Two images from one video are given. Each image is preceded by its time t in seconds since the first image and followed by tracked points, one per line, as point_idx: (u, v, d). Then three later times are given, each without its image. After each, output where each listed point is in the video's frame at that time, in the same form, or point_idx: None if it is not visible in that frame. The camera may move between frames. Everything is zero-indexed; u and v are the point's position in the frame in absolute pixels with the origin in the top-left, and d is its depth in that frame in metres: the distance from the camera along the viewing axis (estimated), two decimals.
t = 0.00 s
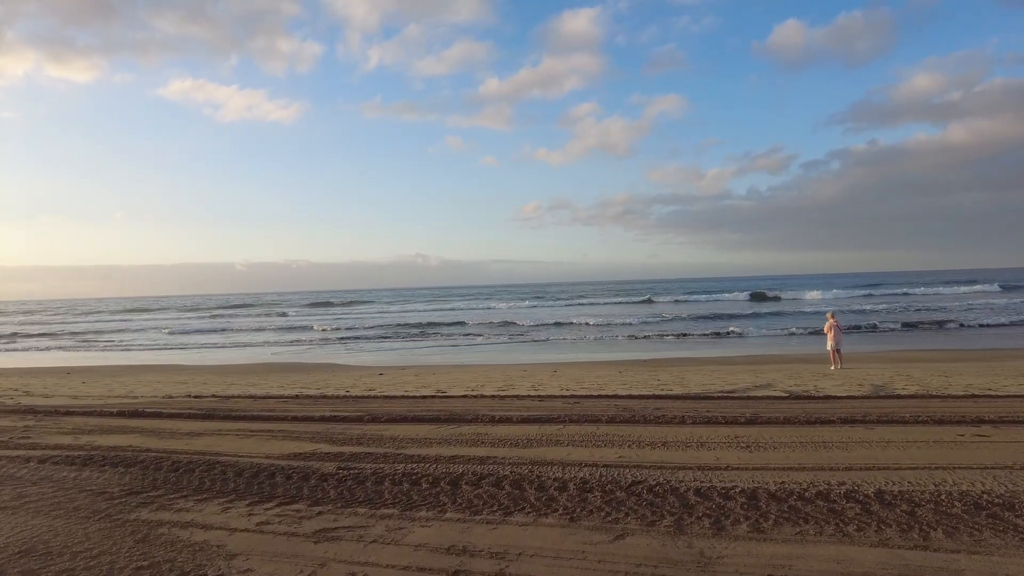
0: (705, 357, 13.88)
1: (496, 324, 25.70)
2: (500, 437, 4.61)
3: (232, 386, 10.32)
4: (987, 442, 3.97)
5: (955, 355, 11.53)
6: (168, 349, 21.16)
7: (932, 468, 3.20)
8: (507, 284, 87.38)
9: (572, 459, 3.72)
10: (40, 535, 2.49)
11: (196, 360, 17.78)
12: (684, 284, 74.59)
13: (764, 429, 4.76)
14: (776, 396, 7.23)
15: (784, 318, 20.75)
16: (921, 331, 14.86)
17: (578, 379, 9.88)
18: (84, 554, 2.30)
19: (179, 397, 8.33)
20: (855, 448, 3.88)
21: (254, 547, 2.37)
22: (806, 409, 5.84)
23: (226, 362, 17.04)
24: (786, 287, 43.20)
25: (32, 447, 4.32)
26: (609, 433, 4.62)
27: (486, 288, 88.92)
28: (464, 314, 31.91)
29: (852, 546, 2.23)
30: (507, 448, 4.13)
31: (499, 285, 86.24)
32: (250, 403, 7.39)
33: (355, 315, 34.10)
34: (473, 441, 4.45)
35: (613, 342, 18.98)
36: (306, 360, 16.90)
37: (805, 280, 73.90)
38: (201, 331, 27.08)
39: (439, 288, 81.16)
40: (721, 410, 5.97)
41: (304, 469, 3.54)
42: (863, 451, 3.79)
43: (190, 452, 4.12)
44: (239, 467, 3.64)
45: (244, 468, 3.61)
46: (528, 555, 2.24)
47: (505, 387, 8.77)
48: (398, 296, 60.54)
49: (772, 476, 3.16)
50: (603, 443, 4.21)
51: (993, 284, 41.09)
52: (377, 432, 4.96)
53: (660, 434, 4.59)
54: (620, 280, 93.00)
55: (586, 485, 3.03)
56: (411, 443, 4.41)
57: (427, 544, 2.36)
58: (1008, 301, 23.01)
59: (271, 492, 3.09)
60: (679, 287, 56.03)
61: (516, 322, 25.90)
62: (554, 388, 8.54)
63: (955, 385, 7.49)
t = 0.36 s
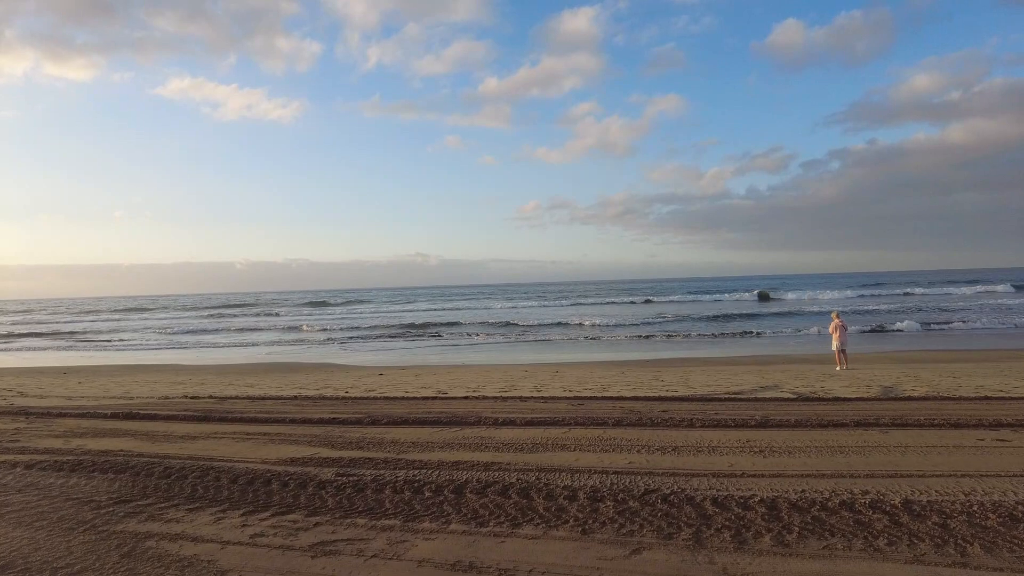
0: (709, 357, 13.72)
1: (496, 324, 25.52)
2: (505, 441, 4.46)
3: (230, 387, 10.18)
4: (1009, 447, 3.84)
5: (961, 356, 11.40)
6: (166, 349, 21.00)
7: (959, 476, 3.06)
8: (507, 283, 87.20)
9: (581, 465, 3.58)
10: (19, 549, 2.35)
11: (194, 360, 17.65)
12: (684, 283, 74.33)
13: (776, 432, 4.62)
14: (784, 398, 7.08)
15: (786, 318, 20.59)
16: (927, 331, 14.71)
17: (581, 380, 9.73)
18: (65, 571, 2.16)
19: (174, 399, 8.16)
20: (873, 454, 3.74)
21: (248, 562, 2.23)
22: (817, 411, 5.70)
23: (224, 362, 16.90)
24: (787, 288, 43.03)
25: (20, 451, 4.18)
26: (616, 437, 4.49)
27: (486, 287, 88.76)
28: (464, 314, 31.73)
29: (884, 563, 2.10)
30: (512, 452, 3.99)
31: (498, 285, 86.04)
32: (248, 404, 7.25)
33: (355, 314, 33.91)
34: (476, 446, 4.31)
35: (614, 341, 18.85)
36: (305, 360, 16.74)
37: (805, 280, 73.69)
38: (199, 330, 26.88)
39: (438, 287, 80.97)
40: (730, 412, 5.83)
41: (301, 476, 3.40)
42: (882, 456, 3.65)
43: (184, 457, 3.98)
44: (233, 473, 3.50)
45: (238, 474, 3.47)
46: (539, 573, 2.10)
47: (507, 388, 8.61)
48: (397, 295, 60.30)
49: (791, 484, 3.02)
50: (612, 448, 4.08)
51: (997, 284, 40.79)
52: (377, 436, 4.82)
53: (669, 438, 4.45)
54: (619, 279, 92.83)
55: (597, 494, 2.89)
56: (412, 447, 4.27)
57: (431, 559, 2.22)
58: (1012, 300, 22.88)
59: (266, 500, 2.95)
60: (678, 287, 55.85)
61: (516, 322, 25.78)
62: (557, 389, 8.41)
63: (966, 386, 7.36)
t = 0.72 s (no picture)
0: (709, 358, 13.59)
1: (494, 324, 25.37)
2: (506, 447, 4.31)
3: (225, 389, 10.02)
4: None
5: (964, 355, 11.28)
6: (161, 350, 20.84)
7: (983, 485, 2.92)
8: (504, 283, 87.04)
9: (585, 475, 3.43)
10: None
11: (189, 361, 17.48)
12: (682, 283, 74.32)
13: (785, 438, 4.48)
14: (788, 400, 6.94)
15: (786, 318, 20.48)
16: (927, 331, 14.59)
17: (580, 381, 9.59)
18: None
19: (166, 402, 7.99)
20: (888, 460, 3.60)
21: None
22: (825, 415, 5.55)
23: (219, 363, 16.73)
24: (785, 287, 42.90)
25: None
26: (621, 443, 4.34)
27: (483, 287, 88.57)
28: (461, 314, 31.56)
29: None
30: (514, 461, 3.84)
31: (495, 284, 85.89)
32: (242, 408, 7.10)
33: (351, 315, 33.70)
34: (476, 452, 4.16)
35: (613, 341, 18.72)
36: (301, 361, 16.54)
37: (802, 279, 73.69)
38: (194, 331, 26.65)
39: (435, 287, 80.75)
40: (735, 416, 5.69)
41: (293, 487, 3.24)
42: (899, 463, 3.51)
43: (172, 465, 3.81)
44: (222, 484, 3.33)
45: (227, 484, 3.31)
46: None
47: (506, 390, 8.45)
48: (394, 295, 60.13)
49: (808, 495, 2.87)
50: (617, 456, 3.93)
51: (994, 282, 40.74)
52: (374, 442, 4.66)
53: (675, 444, 4.31)
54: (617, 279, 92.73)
55: (605, 507, 2.74)
56: (410, 454, 4.11)
57: None
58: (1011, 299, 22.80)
59: (256, 515, 2.79)
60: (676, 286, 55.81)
61: (514, 322, 25.66)
62: (557, 391, 8.27)
63: (973, 387, 7.22)
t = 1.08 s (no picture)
0: (710, 359, 13.47)
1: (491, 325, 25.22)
2: (509, 453, 4.17)
3: (219, 391, 9.85)
4: None
5: (967, 357, 11.18)
6: (156, 350, 20.64)
7: (1012, 495, 2.79)
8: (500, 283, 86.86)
9: (594, 485, 3.29)
10: None
11: (184, 362, 17.30)
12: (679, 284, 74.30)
13: (796, 443, 4.35)
14: (794, 403, 6.82)
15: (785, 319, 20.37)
16: (928, 332, 14.51)
17: (581, 383, 9.46)
18: None
19: (159, 404, 7.83)
20: (908, 467, 3.47)
21: None
22: (834, 419, 5.42)
23: (214, 364, 16.54)
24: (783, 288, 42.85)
25: None
26: (627, 448, 4.21)
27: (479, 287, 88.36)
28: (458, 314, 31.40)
29: None
30: (518, 467, 3.70)
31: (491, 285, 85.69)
32: (237, 410, 6.93)
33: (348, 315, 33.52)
34: (479, 458, 4.02)
35: (612, 342, 18.58)
36: (297, 362, 16.37)
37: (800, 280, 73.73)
38: (189, 332, 26.46)
39: (431, 288, 80.49)
40: (742, 419, 5.56)
41: (288, 497, 3.10)
42: (919, 471, 3.38)
43: (162, 472, 3.66)
44: (214, 493, 3.19)
45: (219, 494, 3.16)
46: None
47: (506, 392, 8.32)
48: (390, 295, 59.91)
49: (830, 506, 2.74)
50: (625, 463, 3.79)
51: (992, 284, 40.75)
52: (371, 447, 4.50)
53: (683, 450, 4.18)
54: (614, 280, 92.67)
55: (617, 519, 2.60)
56: (409, 461, 3.96)
57: None
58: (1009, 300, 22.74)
59: (249, 527, 2.64)
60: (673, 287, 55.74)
61: (512, 323, 25.54)
62: (558, 393, 8.13)
63: (981, 390, 7.10)
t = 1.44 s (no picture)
0: (712, 360, 13.32)
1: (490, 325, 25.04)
2: (517, 461, 4.01)
3: (216, 392, 9.67)
4: None
5: (973, 359, 11.06)
6: (151, 350, 20.39)
7: None
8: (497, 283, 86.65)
9: (611, 497, 3.13)
10: None
11: (179, 362, 17.09)
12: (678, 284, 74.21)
13: (815, 451, 4.20)
14: (804, 407, 6.67)
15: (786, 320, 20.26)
16: (932, 334, 14.39)
17: (584, 385, 9.30)
18: None
19: (153, 406, 7.64)
20: (938, 478, 3.32)
21: None
22: (848, 424, 5.28)
23: (210, 364, 16.33)
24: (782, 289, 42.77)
25: None
26: (641, 457, 4.05)
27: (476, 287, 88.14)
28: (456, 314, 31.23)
29: None
30: (529, 477, 3.53)
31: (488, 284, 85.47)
32: (234, 413, 6.76)
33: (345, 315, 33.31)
34: (487, 467, 3.86)
35: (612, 343, 18.43)
36: (294, 362, 16.17)
37: (798, 280, 73.71)
38: (184, 331, 26.20)
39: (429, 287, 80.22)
40: (755, 424, 5.41)
41: (289, 510, 2.93)
42: (951, 482, 3.23)
43: (155, 481, 3.49)
44: (210, 505, 3.02)
45: (216, 506, 2.99)
46: None
47: (509, 395, 8.16)
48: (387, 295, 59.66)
49: (864, 522, 2.59)
50: (641, 473, 3.63)
51: (989, 284, 40.83)
52: (374, 455, 4.34)
53: (699, 459, 4.02)
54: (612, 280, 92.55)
55: (640, 538, 2.45)
56: (415, 470, 3.80)
57: None
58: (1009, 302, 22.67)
59: (248, 545, 2.48)
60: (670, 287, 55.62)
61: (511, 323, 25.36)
62: (561, 396, 7.96)
63: (994, 394, 6.96)
